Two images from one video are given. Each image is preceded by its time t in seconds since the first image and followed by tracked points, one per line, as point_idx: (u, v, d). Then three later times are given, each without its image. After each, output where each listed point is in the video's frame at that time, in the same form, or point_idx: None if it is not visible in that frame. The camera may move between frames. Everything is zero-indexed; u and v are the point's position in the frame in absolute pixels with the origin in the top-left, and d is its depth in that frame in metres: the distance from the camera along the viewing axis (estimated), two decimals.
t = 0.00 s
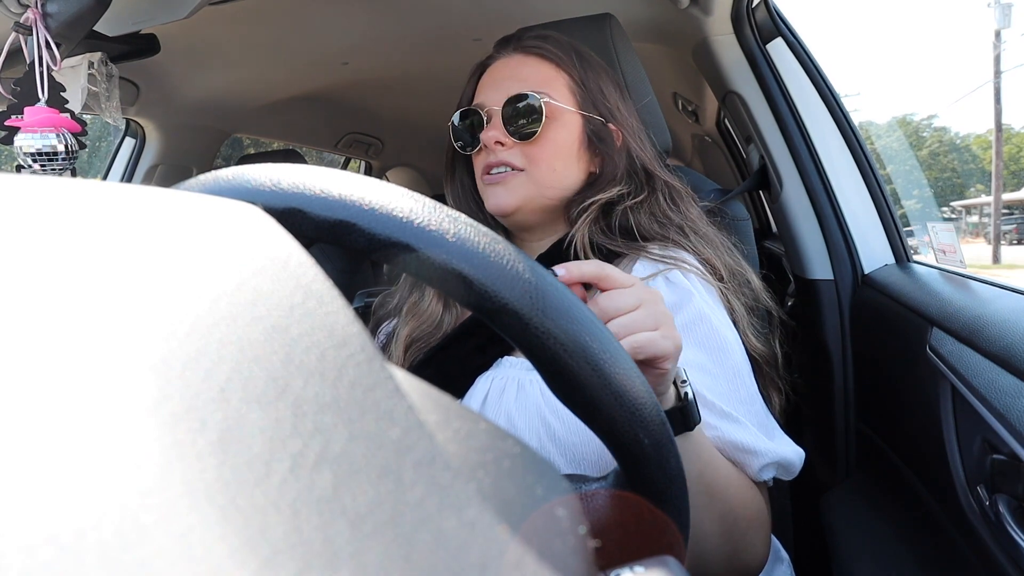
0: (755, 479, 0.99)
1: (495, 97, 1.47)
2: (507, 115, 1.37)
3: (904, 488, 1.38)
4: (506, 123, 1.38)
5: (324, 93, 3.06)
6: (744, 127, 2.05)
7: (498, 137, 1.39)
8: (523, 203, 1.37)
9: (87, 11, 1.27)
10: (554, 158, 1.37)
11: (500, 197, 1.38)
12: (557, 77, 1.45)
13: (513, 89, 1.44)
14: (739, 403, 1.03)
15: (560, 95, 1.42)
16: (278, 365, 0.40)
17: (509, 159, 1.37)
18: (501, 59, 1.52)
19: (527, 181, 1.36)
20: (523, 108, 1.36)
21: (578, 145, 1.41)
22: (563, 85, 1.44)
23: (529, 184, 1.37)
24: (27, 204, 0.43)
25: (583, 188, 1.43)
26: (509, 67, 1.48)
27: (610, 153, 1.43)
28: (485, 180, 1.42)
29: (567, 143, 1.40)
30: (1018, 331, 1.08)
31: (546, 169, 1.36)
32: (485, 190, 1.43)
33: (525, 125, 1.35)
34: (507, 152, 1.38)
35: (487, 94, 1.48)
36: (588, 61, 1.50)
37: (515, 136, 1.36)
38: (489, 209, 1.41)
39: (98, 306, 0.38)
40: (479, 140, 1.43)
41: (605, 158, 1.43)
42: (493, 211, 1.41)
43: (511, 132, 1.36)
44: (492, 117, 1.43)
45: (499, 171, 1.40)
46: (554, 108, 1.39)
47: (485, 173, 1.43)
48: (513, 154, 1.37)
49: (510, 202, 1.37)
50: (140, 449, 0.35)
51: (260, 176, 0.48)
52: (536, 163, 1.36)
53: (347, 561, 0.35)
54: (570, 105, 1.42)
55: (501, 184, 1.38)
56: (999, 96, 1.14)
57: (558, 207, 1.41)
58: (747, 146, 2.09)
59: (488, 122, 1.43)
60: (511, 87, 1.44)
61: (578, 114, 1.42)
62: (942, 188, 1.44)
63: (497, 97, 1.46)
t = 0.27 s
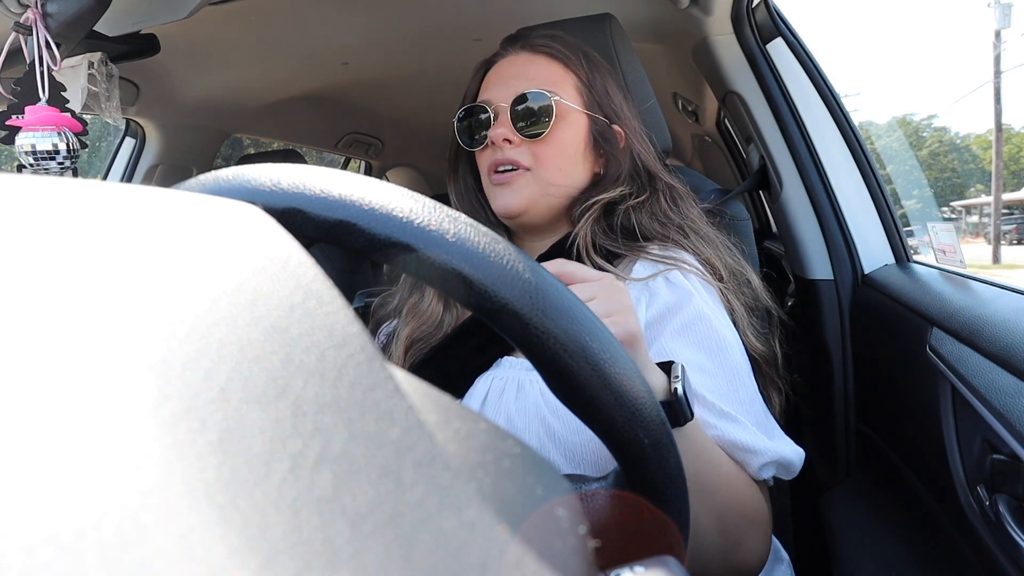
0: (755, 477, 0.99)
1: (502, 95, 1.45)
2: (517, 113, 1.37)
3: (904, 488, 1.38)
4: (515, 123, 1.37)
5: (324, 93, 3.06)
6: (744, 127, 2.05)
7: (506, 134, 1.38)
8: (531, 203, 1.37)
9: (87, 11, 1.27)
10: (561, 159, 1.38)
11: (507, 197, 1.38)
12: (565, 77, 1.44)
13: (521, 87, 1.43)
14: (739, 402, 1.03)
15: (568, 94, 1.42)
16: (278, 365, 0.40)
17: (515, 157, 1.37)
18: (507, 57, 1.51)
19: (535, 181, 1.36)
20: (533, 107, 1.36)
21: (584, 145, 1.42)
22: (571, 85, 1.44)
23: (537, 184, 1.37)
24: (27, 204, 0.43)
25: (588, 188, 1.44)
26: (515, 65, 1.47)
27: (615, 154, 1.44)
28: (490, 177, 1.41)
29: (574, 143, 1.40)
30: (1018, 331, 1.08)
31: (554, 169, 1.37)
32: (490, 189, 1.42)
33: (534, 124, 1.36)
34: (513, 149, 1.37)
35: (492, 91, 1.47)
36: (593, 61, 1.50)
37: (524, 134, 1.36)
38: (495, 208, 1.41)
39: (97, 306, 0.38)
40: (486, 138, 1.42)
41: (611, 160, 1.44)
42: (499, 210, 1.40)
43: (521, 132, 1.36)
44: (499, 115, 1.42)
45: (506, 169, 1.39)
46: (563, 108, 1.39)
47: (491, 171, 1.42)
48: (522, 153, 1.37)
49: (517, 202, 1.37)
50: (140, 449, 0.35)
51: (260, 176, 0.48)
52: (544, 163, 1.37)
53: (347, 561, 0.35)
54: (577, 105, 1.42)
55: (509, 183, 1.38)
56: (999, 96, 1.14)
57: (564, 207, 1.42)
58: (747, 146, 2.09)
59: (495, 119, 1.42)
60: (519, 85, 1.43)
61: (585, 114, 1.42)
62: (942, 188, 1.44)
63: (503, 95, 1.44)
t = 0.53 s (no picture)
0: (753, 476, 0.99)
1: (507, 94, 1.44)
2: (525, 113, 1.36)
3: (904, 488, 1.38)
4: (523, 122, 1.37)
5: (324, 93, 3.06)
6: (744, 127, 2.05)
7: (514, 133, 1.37)
8: (536, 203, 1.38)
9: (87, 11, 1.27)
10: (567, 160, 1.38)
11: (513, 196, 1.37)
12: (571, 77, 1.44)
13: (527, 87, 1.42)
14: (737, 401, 1.03)
15: (574, 95, 1.42)
16: (278, 365, 0.40)
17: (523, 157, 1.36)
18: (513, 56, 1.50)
19: (541, 181, 1.36)
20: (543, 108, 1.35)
21: (589, 147, 1.43)
22: (577, 86, 1.44)
23: (543, 185, 1.37)
24: (26, 204, 0.43)
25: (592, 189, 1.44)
26: (521, 64, 1.46)
27: (619, 155, 1.45)
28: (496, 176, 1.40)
29: (579, 144, 1.41)
30: (1018, 331, 1.08)
31: (561, 170, 1.37)
32: (494, 188, 1.42)
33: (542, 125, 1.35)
34: (520, 149, 1.37)
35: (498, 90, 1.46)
36: (599, 63, 1.50)
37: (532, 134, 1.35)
38: (499, 207, 1.40)
39: (97, 306, 0.38)
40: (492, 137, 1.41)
41: (614, 160, 1.45)
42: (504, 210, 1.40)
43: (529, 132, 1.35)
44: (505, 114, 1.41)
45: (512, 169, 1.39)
46: (570, 109, 1.39)
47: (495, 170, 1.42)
48: (529, 154, 1.37)
49: (523, 202, 1.37)
50: (140, 449, 0.35)
51: (260, 176, 0.48)
52: (550, 163, 1.37)
53: (347, 562, 0.35)
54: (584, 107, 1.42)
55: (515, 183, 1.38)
56: (999, 96, 1.14)
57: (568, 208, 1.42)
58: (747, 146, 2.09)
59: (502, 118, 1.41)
60: (525, 85, 1.42)
61: (591, 116, 1.42)
62: (942, 188, 1.44)
63: (509, 94, 1.43)
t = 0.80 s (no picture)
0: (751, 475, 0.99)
1: (513, 92, 1.43)
2: (532, 114, 1.36)
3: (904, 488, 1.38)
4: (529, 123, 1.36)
5: (324, 93, 3.06)
6: (744, 127, 2.05)
7: (519, 134, 1.37)
8: (540, 204, 1.38)
9: (87, 11, 1.27)
10: (572, 162, 1.38)
11: (517, 197, 1.37)
12: (576, 79, 1.44)
13: (534, 87, 1.41)
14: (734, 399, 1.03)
15: (579, 96, 1.42)
16: (278, 365, 0.40)
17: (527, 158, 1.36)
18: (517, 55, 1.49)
19: (546, 183, 1.37)
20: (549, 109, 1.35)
21: (593, 149, 1.43)
22: (582, 87, 1.44)
23: (547, 186, 1.37)
24: (26, 204, 0.43)
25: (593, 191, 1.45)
26: (526, 63, 1.45)
27: (620, 157, 1.45)
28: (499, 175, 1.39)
29: (584, 146, 1.41)
30: (1018, 331, 1.08)
31: (565, 171, 1.37)
32: (497, 187, 1.41)
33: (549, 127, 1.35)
34: (525, 150, 1.37)
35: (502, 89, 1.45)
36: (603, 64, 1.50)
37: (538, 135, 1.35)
38: (501, 206, 1.39)
39: (97, 305, 0.38)
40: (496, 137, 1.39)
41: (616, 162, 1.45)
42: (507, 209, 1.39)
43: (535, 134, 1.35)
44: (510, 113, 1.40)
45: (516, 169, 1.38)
46: (576, 111, 1.39)
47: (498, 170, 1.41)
48: (534, 155, 1.36)
49: (527, 202, 1.37)
50: (140, 449, 0.35)
51: (260, 176, 0.48)
52: (554, 165, 1.37)
53: (347, 562, 0.35)
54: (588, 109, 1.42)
55: (519, 184, 1.37)
56: (999, 96, 1.14)
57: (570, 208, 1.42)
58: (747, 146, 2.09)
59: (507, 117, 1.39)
60: (531, 85, 1.41)
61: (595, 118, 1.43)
62: (942, 188, 1.44)
63: (515, 93, 1.42)
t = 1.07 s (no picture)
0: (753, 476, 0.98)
1: (512, 93, 1.42)
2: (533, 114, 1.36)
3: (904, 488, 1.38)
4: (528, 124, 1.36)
5: (324, 93, 3.06)
6: (744, 127, 2.06)
7: (519, 134, 1.37)
8: (540, 205, 1.38)
9: (87, 11, 1.27)
10: (572, 162, 1.38)
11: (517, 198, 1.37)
12: (575, 79, 1.44)
13: (533, 87, 1.41)
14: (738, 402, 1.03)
15: (578, 97, 1.42)
16: (278, 365, 0.40)
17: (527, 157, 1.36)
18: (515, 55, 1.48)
19: (545, 184, 1.36)
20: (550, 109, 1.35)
21: (593, 149, 1.43)
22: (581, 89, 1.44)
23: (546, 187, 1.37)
24: (27, 204, 0.43)
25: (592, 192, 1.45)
26: (525, 64, 1.45)
27: (619, 156, 1.45)
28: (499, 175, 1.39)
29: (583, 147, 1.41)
30: (1018, 331, 1.08)
31: (565, 171, 1.37)
32: (496, 188, 1.40)
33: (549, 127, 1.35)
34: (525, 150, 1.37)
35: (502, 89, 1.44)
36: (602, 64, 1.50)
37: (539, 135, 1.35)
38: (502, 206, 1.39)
39: (97, 306, 0.38)
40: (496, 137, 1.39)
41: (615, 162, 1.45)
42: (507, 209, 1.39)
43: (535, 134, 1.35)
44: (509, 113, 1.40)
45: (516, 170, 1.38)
46: (576, 112, 1.39)
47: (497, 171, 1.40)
48: (534, 156, 1.36)
49: (527, 203, 1.36)
50: (140, 449, 0.35)
51: (259, 176, 0.48)
52: (554, 165, 1.37)
53: (347, 562, 0.35)
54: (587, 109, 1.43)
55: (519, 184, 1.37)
56: (999, 96, 1.14)
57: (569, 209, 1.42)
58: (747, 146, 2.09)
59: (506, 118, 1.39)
60: (531, 85, 1.41)
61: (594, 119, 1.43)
62: (942, 188, 1.44)
63: (513, 94, 1.42)
